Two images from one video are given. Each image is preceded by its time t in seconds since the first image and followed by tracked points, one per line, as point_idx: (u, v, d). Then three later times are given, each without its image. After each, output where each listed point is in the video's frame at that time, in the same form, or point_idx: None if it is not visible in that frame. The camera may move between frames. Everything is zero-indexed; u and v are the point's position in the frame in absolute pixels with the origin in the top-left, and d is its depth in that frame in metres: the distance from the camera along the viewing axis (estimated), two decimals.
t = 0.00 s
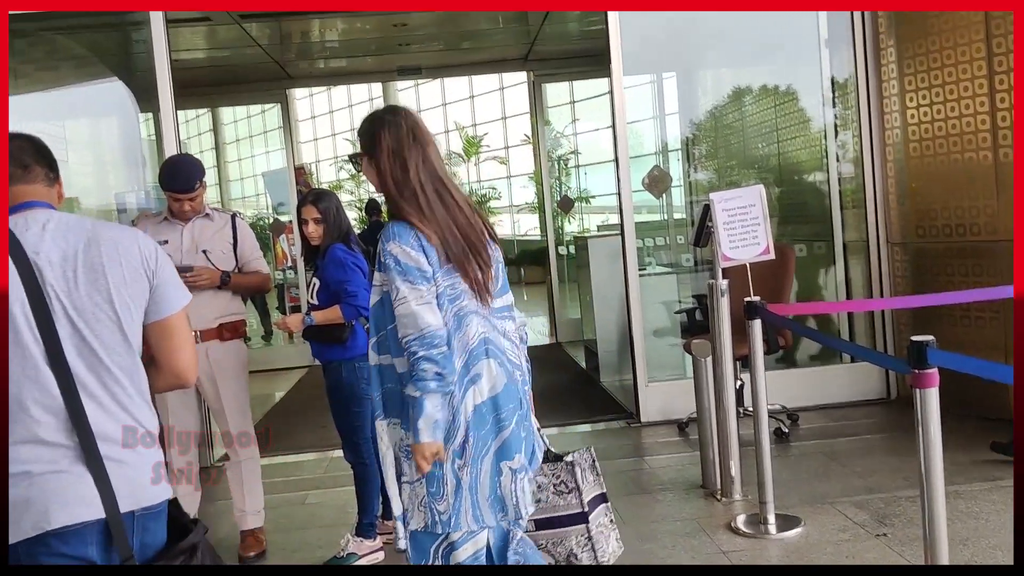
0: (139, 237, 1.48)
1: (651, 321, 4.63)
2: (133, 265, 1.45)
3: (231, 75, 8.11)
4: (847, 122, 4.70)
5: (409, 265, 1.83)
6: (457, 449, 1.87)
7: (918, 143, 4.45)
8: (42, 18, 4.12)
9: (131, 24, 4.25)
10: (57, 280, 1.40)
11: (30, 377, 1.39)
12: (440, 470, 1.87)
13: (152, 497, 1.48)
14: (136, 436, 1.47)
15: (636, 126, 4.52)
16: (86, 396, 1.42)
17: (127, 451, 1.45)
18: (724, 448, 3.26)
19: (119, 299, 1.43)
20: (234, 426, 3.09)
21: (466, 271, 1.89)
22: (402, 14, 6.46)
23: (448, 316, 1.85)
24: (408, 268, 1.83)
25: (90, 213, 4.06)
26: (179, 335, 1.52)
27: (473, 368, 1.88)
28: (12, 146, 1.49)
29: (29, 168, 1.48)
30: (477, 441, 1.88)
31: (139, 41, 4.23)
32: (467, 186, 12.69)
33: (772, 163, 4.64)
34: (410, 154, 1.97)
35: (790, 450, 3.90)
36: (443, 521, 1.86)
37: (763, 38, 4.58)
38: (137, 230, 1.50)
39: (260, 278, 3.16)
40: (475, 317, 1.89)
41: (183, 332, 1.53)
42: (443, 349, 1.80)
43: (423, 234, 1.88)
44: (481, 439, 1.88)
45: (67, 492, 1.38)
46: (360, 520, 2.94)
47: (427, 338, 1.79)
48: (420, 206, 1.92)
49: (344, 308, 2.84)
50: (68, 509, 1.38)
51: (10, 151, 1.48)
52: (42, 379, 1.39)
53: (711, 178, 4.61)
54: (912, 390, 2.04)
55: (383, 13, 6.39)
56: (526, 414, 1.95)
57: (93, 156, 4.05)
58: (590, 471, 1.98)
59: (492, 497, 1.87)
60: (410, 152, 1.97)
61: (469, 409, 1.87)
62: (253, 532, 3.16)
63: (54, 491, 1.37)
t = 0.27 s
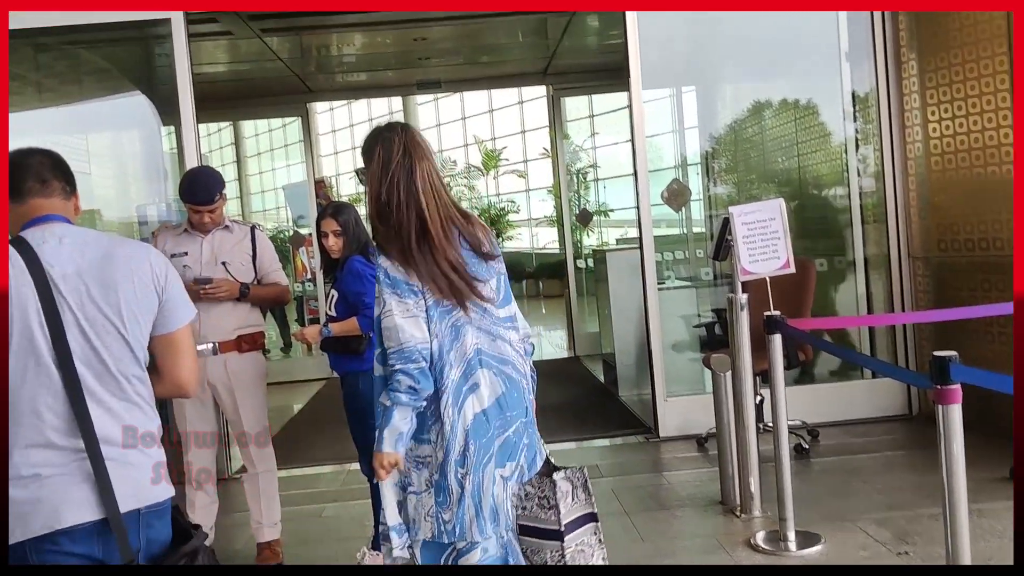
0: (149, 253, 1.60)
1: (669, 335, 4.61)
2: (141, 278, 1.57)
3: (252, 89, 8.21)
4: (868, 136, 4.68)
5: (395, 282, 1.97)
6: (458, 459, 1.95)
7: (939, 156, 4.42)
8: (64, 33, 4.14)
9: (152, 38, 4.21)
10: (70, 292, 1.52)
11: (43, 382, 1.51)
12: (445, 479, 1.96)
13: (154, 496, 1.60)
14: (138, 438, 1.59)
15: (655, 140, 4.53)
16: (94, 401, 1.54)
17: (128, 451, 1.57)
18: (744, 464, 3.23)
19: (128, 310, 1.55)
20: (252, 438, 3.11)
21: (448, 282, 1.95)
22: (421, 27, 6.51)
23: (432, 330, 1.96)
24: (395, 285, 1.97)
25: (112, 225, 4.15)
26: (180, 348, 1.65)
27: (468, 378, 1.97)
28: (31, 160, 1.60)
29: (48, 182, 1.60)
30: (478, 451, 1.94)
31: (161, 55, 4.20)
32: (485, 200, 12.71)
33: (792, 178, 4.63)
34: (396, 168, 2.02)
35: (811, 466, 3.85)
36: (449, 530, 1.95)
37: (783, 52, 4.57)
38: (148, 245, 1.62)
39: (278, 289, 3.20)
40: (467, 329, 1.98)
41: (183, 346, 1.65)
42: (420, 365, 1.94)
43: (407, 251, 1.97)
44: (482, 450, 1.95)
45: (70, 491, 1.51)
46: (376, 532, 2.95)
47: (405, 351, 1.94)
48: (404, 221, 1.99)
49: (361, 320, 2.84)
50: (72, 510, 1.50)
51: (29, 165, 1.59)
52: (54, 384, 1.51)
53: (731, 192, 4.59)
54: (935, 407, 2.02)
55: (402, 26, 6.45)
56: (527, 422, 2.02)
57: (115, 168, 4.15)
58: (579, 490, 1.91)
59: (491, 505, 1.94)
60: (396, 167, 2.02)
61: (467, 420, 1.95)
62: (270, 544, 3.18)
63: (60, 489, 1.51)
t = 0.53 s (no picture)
0: (162, 261, 1.73)
1: (690, 351, 4.60)
2: (157, 285, 1.70)
3: (275, 104, 8.31)
4: (890, 151, 4.65)
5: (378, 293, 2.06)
6: (467, 471, 2.03)
7: (963, 172, 4.41)
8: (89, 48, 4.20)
9: (175, 51, 4.25)
10: (87, 296, 1.65)
11: (61, 382, 1.63)
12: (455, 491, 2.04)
13: (156, 496, 1.71)
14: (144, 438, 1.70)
15: (676, 155, 4.53)
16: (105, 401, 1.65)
17: (128, 450, 1.67)
18: (764, 480, 3.21)
19: (141, 314, 1.68)
20: (270, 450, 3.14)
21: (393, 300, 2.01)
22: (443, 42, 6.57)
23: (427, 343, 2.03)
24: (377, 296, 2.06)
25: (135, 238, 4.23)
26: (191, 349, 1.77)
27: (473, 391, 2.04)
28: (50, 175, 1.73)
29: (66, 195, 1.73)
30: (485, 462, 2.03)
31: (185, 68, 4.25)
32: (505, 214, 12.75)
33: (814, 193, 4.62)
34: (397, 186, 2.12)
35: (832, 483, 3.82)
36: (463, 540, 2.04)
37: (803, 68, 4.58)
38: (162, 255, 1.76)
39: (298, 301, 3.23)
40: (468, 343, 2.05)
41: (194, 347, 1.77)
42: (413, 379, 2.02)
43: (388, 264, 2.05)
44: (489, 460, 2.03)
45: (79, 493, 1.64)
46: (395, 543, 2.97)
47: (403, 367, 2.01)
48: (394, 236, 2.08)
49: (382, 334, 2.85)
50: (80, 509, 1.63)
51: (48, 178, 1.72)
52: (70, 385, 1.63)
53: (752, 208, 4.60)
54: (960, 423, 2.01)
55: (424, 41, 6.51)
56: (532, 432, 2.11)
57: (139, 183, 4.24)
58: (565, 514, 2.09)
59: (496, 514, 2.03)
60: (397, 185, 2.12)
61: (473, 432, 2.03)
62: (286, 555, 3.23)
63: (69, 491, 1.63)
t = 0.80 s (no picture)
0: (168, 270, 2.00)
1: (708, 365, 4.58)
2: (166, 292, 1.96)
3: (295, 116, 8.41)
4: (911, 166, 4.63)
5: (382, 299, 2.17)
6: (469, 483, 2.11)
7: (984, 186, 4.37)
8: (114, 61, 4.29)
9: (198, 64, 4.33)
10: (103, 304, 1.89)
11: (79, 383, 1.87)
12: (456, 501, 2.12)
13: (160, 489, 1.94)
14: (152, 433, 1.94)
15: (695, 169, 4.53)
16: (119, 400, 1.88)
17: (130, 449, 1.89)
18: (782, 496, 3.19)
19: (153, 319, 1.93)
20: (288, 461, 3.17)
21: (392, 300, 2.13)
22: (463, 55, 6.63)
23: (435, 356, 2.13)
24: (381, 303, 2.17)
25: (156, 248, 4.29)
26: (197, 351, 2.04)
27: (477, 406, 2.13)
28: (60, 194, 1.94)
29: (76, 212, 1.95)
30: (486, 475, 2.12)
31: (207, 81, 4.32)
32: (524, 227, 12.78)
33: (833, 208, 4.62)
34: (411, 204, 2.26)
35: (852, 500, 3.79)
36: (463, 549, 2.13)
37: (822, 82, 4.57)
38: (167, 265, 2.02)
39: (316, 312, 3.28)
40: (474, 359, 2.14)
41: (199, 348, 2.04)
42: (421, 391, 2.12)
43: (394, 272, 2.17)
44: (490, 473, 2.12)
45: (89, 488, 1.89)
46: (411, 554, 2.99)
47: (412, 379, 2.11)
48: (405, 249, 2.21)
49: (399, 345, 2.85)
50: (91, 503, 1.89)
51: (58, 196, 1.94)
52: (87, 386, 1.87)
53: (771, 222, 4.59)
54: (980, 440, 1.99)
55: (443, 54, 6.58)
56: (532, 449, 2.21)
57: (160, 194, 4.30)
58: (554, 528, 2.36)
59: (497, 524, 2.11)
60: (411, 203, 2.26)
61: (476, 446, 2.12)
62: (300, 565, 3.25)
63: (80, 484, 1.88)
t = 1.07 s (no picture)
0: (163, 280, 2.11)
1: (717, 373, 4.57)
2: (161, 300, 2.07)
3: (306, 122, 8.45)
4: (921, 174, 4.61)
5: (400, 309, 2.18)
6: (466, 480, 2.14)
7: (995, 195, 4.36)
8: (126, 66, 4.34)
9: (209, 70, 4.36)
10: (101, 312, 1.99)
11: (80, 389, 1.97)
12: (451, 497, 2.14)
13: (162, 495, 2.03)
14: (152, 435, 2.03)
15: (705, 175, 4.53)
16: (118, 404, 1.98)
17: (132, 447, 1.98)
18: (791, 504, 3.18)
19: (149, 326, 2.04)
20: (296, 467, 3.18)
21: (411, 309, 2.15)
22: (473, 62, 6.66)
23: (444, 357, 2.15)
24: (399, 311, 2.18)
25: (166, 253, 4.31)
26: (192, 357, 2.14)
27: (478, 406, 2.17)
28: (58, 208, 2.04)
29: (73, 226, 2.04)
30: (481, 474, 2.15)
31: (219, 87, 4.36)
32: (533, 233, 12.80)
33: (843, 215, 4.60)
34: (423, 211, 2.27)
35: (861, 508, 3.77)
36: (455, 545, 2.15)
37: (832, 89, 4.57)
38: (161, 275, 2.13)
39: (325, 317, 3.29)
40: (478, 360, 2.18)
41: (194, 355, 2.15)
42: (432, 388, 2.13)
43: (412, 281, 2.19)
44: (486, 472, 2.16)
45: (96, 486, 1.97)
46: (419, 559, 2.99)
47: (421, 376, 2.13)
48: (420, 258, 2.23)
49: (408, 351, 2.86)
50: (97, 503, 1.97)
51: (57, 210, 2.04)
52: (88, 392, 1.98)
53: (782, 229, 4.59)
54: (989, 449, 1.99)
55: (453, 61, 6.60)
56: (526, 451, 2.25)
57: (171, 199, 4.32)
58: (546, 530, 2.29)
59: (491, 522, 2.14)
60: (423, 210, 2.27)
61: (474, 445, 2.15)
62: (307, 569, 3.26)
63: (83, 486, 1.97)
